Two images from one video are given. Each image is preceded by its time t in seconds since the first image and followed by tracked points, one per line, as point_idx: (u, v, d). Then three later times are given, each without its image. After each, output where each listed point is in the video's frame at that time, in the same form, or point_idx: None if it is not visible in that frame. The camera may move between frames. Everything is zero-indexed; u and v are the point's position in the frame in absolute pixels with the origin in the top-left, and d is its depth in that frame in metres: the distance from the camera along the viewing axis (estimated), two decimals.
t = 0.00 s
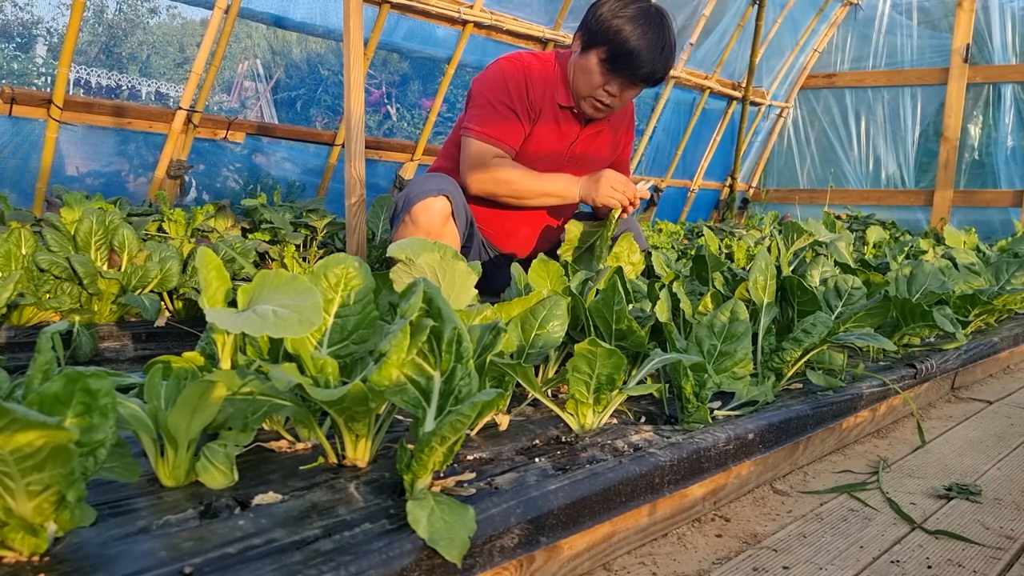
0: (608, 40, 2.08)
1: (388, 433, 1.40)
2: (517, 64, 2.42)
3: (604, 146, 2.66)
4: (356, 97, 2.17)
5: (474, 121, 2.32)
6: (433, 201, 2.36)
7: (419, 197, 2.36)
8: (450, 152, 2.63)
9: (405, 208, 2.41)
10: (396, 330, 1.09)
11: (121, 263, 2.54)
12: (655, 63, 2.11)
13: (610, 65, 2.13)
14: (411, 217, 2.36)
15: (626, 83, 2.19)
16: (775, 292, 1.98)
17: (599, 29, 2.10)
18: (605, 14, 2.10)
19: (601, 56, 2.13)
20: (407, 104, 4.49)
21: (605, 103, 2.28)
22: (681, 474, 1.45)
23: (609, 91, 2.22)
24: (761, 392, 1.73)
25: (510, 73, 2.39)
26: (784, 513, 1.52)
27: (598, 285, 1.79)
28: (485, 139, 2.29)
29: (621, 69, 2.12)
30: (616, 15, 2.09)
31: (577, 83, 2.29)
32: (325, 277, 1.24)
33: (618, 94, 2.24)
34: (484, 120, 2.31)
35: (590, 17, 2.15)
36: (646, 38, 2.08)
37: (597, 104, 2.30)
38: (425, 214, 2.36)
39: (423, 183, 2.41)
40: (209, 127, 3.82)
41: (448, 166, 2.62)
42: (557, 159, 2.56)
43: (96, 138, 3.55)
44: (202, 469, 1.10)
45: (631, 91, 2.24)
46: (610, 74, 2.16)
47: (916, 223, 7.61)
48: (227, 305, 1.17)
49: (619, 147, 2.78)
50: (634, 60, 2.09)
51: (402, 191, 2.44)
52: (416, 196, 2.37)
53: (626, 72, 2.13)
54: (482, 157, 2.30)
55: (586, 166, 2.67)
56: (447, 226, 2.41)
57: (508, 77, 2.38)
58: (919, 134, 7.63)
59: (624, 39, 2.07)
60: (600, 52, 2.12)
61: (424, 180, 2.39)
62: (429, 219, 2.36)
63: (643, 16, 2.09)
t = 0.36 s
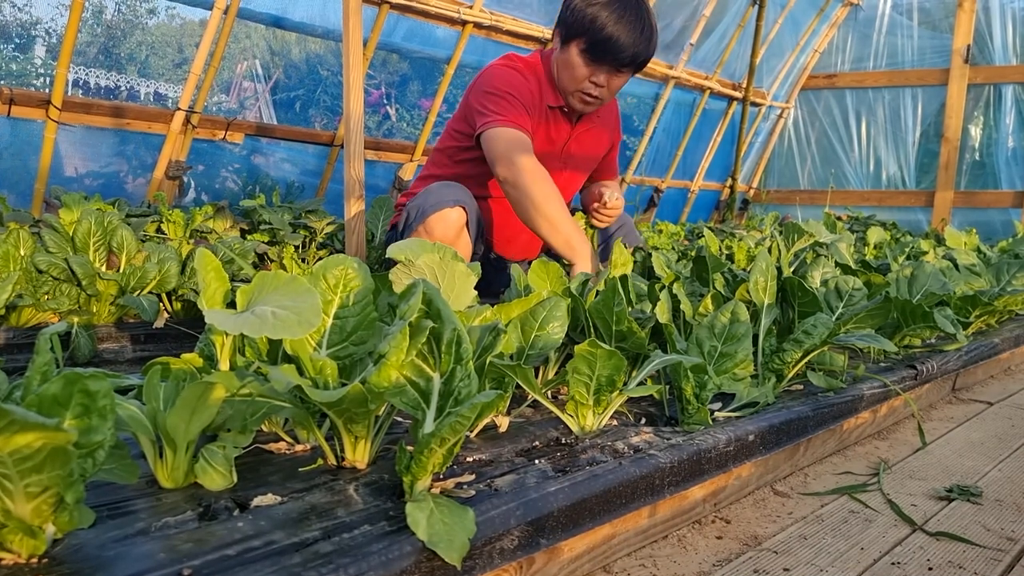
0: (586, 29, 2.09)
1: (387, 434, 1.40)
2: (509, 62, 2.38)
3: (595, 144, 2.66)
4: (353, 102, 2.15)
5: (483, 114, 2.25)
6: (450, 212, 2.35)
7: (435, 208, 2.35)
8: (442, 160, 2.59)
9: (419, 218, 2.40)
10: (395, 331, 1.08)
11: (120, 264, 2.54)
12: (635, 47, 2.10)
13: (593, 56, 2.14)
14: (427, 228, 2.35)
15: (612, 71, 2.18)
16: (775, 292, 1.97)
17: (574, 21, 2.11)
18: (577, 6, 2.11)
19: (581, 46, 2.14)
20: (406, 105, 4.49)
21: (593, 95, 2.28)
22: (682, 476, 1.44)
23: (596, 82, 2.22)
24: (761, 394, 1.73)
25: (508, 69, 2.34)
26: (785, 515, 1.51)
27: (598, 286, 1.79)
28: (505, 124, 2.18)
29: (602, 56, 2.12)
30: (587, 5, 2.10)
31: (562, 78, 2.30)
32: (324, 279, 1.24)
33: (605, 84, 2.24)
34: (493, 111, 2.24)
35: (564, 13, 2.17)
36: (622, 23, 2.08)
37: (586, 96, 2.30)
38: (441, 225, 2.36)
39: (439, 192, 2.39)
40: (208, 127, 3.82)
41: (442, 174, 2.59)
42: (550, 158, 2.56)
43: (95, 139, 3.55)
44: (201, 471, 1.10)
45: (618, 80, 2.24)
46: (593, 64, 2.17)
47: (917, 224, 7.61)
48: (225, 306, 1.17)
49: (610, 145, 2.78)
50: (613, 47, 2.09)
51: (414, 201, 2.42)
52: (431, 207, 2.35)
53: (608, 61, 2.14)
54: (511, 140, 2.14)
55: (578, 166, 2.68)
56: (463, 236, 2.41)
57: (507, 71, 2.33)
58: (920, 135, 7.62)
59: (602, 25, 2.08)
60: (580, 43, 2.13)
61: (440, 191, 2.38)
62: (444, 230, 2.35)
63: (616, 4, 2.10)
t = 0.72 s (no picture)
0: (600, 30, 2.11)
1: (386, 435, 1.40)
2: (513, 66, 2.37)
3: (594, 146, 2.66)
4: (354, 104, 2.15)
5: (480, 122, 2.25)
6: (454, 218, 2.35)
7: (440, 213, 2.35)
8: (443, 161, 2.59)
9: (423, 222, 2.39)
10: (394, 332, 1.08)
11: (118, 265, 2.54)
12: (650, 45, 2.13)
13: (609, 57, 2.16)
14: (431, 233, 2.36)
15: (625, 69, 2.21)
16: (774, 293, 1.97)
17: (588, 22, 2.12)
18: (590, 6, 2.11)
19: (597, 48, 2.16)
20: (405, 106, 4.49)
21: (606, 93, 2.30)
22: (680, 477, 1.44)
23: (609, 80, 2.25)
24: (761, 394, 1.73)
25: (512, 74, 2.33)
26: (784, 516, 1.51)
27: (597, 287, 1.79)
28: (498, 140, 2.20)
29: (617, 55, 2.15)
30: (601, 5, 2.10)
31: (574, 78, 2.31)
32: (323, 279, 1.24)
33: (618, 82, 2.26)
34: (501, 120, 2.25)
35: (575, 13, 2.18)
36: (637, 23, 2.10)
37: (598, 97, 2.32)
38: (445, 230, 2.36)
39: (442, 196, 2.39)
40: (207, 128, 3.82)
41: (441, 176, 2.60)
42: (553, 159, 2.56)
43: (94, 140, 3.55)
44: (200, 472, 1.10)
45: (630, 77, 2.27)
46: (608, 64, 2.20)
47: (915, 225, 7.61)
48: (224, 307, 1.17)
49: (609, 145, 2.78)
50: (628, 46, 2.11)
51: (418, 204, 2.41)
52: (436, 211, 2.35)
53: (623, 59, 2.16)
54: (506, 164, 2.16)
55: (577, 167, 2.68)
56: (465, 240, 2.42)
57: (510, 77, 2.32)
58: (918, 136, 7.63)
59: (617, 30, 2.09)
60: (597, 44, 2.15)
61: (443, 196, 2.37)
62: (449, 235, 2.36)
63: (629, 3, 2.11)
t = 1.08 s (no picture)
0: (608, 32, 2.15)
1: (384, 435, 1.40)
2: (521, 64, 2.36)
3: (592, 147, 2.67)
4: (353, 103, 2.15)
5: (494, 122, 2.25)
6: (453, 217, 2.35)
7: (439, 213, 2.35)
8: (445, 160, 2.58)
9: (422, 222, 2.39)
10: (392, 332, 1.08)
11: (117, 265, 2.54)
12: (655, 46, 2.19)
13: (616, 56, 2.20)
14: (430, 233, 2.36)
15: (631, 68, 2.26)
16: (773, 293, 1.98)
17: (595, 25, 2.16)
18: (596, 8, 2.15)
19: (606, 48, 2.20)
20: (404, 106, 4.49)
21: (610, 92, 2.34)
22: (679, 477, 1.44)
23: (614, 79, 2.29)
24: (759, 394, 1.73)
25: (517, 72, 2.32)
26: (783, 516, 1.51)
27: (597, 287, 1.79)
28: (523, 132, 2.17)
29: (624, 56, 2.20)
30: (607, 7, 2.14)
31: (580, 79, 2.33)
32: (321, 280, 1.24)
33: (623, 82, 2.31)
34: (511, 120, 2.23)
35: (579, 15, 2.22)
36: (644, 25, 2.15)
37: (603, 97, 2.36)
38: (444, 230, 2.36)
39: (441, 196, 2.39)
40: (206, 128, 3.82)
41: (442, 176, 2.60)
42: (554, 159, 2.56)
43: (92, 140, 3.54)
44: (199, 472, 1.10)
45: (632, 77, 2.32)
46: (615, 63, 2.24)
47: (914, 225, 7.62)
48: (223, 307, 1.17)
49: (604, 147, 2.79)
50: (635, 48, 2.16)
51: (416, 204, 2.41)
52: (435, 211, 2.35)
53: (629, 61, 2.21)
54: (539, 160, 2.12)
55: (575, 168, 2.68)
56: (464, 240, 2.42)
57: (522, 74, 2.30)
58: (917, 136, 7.64)
59: (625, 31, 2.15)
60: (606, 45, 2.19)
61: (442, 195, 2.37)
62: (448, 235, 2.36)
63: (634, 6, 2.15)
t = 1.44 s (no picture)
0: (602, 33, 2.13)
1: (383, 435, 1.40)
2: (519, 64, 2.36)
3: (592, 146, 2.67)
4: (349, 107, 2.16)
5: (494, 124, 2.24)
6: (452, 217, 2.36)
7: (438, 213, 2.35)
8: (444, 160, 2.59)
9: (420, 222, 2.39)
10: (391, 332, 1.08)
11: (114, 265, 2.54)
12: (651, 48, 2.15)
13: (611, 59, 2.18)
14: (429, 233, 2.36)
15: (626, 70, 2.24)
16: (770, 292, 1.98)
17: (590, 25, 2.14)
18: (592, 8, 2.13)
19: (600, 51, 2.17)
20: (402, 106, 4.49)
21: (607, 94, 2.32)
22: (677, 477, 1.44)
23: (610, 81, 2.26)
24: (758, 394, 1.74)
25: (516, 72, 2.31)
26: (781, 516, 1.51)
27: (595, 286, 1.78)
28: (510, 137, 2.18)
29: (619, 56, 2.16)
30: (602, 7, 2.12)
31: (576, 79, 2.31)
32: (320, 280, 1.23)
33: (619, 83, 2.28)
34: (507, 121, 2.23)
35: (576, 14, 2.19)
36: (639, 26, 2.12)
37: (600, 100, 2.34)
38: (444, 230, 2.36)
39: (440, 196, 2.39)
40: (204, 128, 3.82)
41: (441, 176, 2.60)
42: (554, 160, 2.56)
43: (90, 140, 3.54)
44: (198, 472, 1.10)
45: (630, 78, 2.29)
46: (609, 65, 2.22)
47: (912, 225, 7.63)
48: (221, 307, 1.17)
49: (604, 145, 2.79)
50: (631, 49, 2.13)
51: (415, 205, 2.40)
52: (433, 211, 2.35)
53: (625, 63, 2.19)
54: (516, 165, 2.17)
55: (574, 168, 2.68)
56: (464, 240, 2.42)
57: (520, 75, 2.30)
58: (915, 136, 7.65)
59: (619, 33, 2.11)
60: (599, 47, 2.16)
61: (442, 196, 2.37)
62: (447, 235, 2.37)
63: (630, 6, 2.12)
